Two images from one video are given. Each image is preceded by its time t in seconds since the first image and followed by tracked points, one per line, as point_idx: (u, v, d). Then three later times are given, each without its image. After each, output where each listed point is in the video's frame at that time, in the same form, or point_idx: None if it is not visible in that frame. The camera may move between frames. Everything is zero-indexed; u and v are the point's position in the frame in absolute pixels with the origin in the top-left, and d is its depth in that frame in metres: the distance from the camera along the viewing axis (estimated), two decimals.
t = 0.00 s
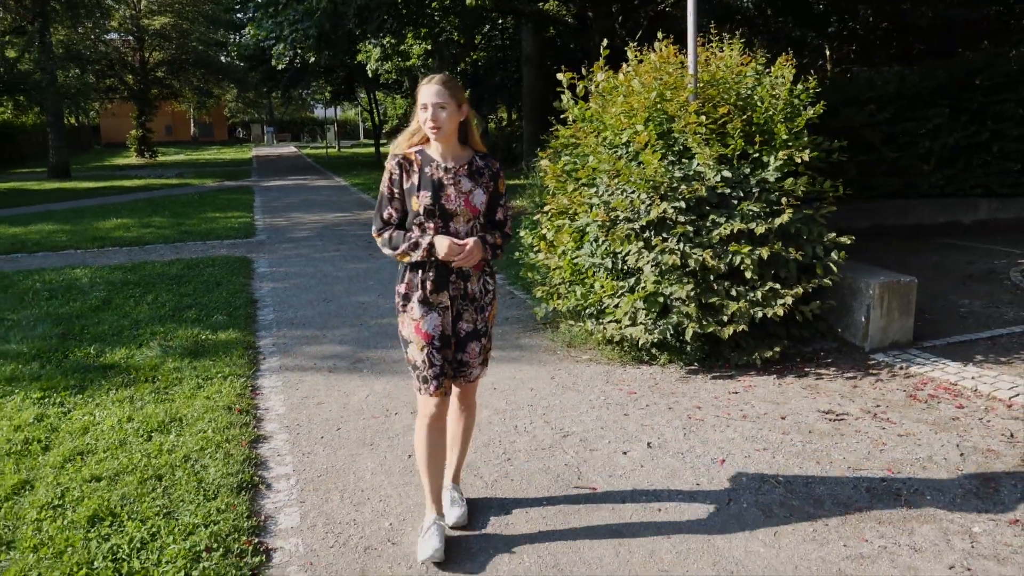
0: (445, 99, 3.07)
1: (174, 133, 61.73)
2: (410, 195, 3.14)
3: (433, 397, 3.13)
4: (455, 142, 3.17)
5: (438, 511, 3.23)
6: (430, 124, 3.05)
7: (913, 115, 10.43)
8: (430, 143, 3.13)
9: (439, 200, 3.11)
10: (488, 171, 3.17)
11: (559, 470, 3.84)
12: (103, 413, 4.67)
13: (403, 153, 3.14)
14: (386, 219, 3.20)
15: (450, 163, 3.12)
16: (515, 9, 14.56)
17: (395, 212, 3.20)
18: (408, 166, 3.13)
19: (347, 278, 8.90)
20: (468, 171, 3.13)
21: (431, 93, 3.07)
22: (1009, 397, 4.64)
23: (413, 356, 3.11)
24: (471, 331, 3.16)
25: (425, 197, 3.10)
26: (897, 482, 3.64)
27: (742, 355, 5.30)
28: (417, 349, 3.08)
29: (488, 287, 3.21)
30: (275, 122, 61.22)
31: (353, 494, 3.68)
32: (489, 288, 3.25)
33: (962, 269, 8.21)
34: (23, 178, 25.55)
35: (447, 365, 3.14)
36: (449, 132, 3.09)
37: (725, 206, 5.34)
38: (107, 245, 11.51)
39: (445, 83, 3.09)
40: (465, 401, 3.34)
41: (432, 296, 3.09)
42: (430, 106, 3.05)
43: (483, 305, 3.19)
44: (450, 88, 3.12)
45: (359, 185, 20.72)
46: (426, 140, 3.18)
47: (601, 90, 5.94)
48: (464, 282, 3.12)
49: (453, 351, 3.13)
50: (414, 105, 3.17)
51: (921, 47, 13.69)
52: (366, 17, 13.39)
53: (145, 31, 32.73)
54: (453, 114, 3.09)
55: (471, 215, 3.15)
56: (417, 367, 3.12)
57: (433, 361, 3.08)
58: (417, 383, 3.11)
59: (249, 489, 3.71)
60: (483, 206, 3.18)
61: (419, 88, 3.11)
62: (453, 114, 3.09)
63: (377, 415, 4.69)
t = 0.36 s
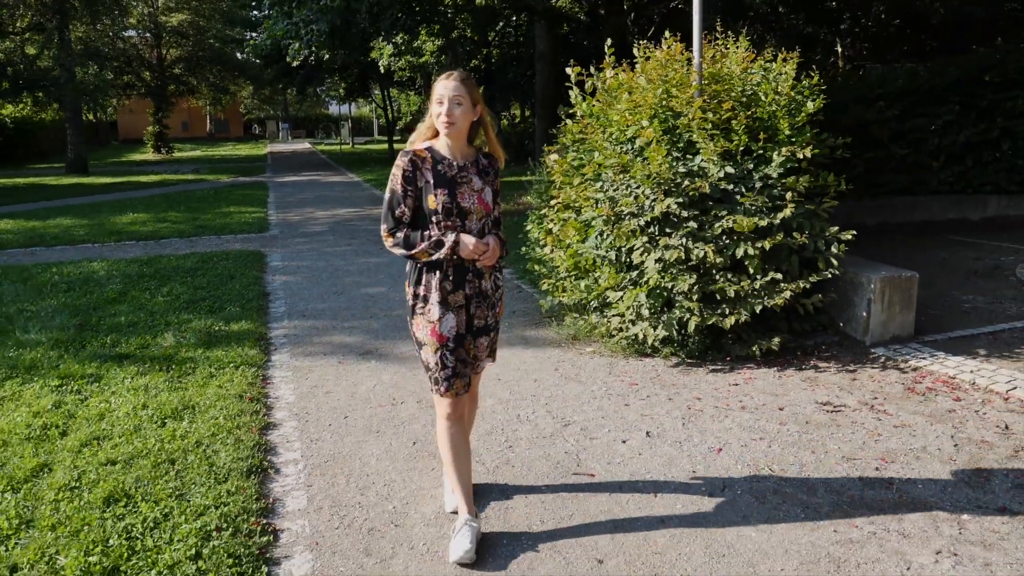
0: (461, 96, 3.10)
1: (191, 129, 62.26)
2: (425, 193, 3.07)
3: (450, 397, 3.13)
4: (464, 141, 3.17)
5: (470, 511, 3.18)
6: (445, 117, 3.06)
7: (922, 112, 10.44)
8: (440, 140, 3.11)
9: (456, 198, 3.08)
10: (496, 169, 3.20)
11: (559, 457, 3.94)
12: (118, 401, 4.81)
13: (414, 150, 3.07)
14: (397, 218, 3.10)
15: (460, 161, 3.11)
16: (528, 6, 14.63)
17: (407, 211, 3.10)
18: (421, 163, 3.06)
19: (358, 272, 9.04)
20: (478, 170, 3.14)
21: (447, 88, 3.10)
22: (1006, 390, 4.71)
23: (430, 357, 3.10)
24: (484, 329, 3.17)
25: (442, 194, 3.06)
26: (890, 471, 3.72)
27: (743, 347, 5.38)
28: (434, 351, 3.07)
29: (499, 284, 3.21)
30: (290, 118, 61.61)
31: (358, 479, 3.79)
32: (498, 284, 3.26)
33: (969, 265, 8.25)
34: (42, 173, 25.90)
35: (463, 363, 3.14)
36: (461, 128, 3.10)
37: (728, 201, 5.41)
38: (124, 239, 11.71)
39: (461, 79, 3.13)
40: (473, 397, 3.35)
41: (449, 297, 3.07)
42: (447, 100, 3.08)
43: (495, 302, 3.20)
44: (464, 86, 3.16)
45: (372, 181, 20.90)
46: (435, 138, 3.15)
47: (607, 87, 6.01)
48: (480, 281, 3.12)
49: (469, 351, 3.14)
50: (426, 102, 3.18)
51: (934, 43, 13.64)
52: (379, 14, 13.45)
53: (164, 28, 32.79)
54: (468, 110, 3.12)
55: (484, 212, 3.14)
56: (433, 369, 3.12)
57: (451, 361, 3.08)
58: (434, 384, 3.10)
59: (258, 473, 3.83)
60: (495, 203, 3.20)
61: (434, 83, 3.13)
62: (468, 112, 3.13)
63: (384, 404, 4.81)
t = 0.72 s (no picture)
0: (459, 91, 3.16)
1: (199, 125, 62.62)
2: (422, 192, 3.16)
3: (447, 391, 3.22)
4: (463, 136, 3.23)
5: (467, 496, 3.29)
6: (444, 114, 3.12)
7: (924, 109, 10.50)
8: (438, 136, 3.18)
9: (452, 196, 3.16)
10: (494, 163, 3.25)
11: (554, 444, 4.04)
12: (127, 389, 4.94)
13: (410, 149, 3.16)
14: (395, 218, 3.21)
15: (458, 157, 3.17)
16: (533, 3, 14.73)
17: (404, 211, 3.20)
18: (416, 162, 3.15)
19: (363, 266, 9.17)
20: (476, 165, 3.19)
21: (445, 84, 3.16)
22: (995, 382, 4.80)
23: (426, 353, 3.19)
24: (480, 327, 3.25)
25: (438, 193, 3.14)
26: (875, 459, 3.82)
27: (739, 340, 5.48)
28: (429, 347, 3.16)
29: (497, 282, 3.28)
30: (298, 114, 61.85)
31: (358, 464, 3.91)
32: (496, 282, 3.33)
33: (967, 261, 8.32)
34: (52, 169, 26.14)
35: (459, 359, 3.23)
36: (460, 124, 3.16)
37: (724, 196, 5.51)
38: (133, 234, 11.87)
39: (458, 74, 3.18)
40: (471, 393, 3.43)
41: (446, 294, 3.15)
42: (446, 97, 3.13)
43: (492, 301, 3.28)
44: (461, 80, 3.21)
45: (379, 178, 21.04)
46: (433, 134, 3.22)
47: (608, 83, 6.11)
48: (477, 279, 3.19)
49: (465, 348, 3.22)
50: (424, 98, 3.24)
51: (938, 41, 13.54)
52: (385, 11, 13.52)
53: (173, 24, 33.08)
54: (466, 105, 3.18)
55: (483, 209, 3.23)
56: (428, 364, 3.20)
57: (446, 357, 3.16)
58: (430, 378, 3.20)
59: (262, 457, 3.96)
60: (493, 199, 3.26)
61: (431, 80, 3.19)
62: (466, 106, 3.18)
63: (385, 393, 4.93)
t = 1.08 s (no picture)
0: (446, 91, 3.17)
1: (203, 121, 62.82)
2: (402, 192, 3.24)
3: (437, 385, 3.27)
4: (450, 134, 3.24)
5: (457, 480, 3.38)
6: (432, 112, 3.14)
7: (921, 106, 10.57)
8: (425, 135, 3.21)
9: (430, 196, 3.19)
10: (480, 161, 3.20)
11: (544, 432, 4.16)
12: (130, 379, 5.07)
13: (395, 149, 3.24)
14: (381, 216, 3.31)
15: (443, 156, 3.19)
16: None
17: (389, 210, 3.29)
18: (398, 162, 3.23)
19: (363, 261, 9.29)
20: (460, 164, 3.18)
21: (431, 84, 3.17)
22: (978, 374, 4.91)
23: (416, 347, 3.25)
24: (476, 326, 3.21)
25: (415, 194, 3.19)
26: (855, 447, 3.93)
27: (729, 332, 5.59)
28: (417, 342, 3.22)
29: (492, 281, 3.24)
30: (302, 110, 62.02)
31: (354, 450, 4.04)
32: (495, 281, 3.27)
33: (960, 257, 8.41)
34: (57, 164, 26.33)
35: (451, 355, 3.25)
36: (445, 122, 3.16)
37: (715, 192, 5.61)
38: (137, 229, 12.00)
39: (444, 74, 3.18)
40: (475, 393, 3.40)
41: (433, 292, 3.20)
42: (433, 98, 3.15)
43: (488, 300, 3.23)
44: (447, 79, 3.22)
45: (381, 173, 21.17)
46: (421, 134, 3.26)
47: (602, 80, 6.20)
48: (464, 278, 3.20)
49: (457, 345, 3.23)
50: (410, 98, 3.26)
51: (938, 38, 13.54)
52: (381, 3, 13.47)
53: (177, 20, 33.24)
54: (454, 104, 3.19)
55: (464, 208, 3.19)
56: (418, 359, 3.26)
57: (432, 352, 3.20)
58: (419, 371, 3.26)
59: (261, 444, 4.08)
60: (478, 198, 3.20)
61: (417, 80, 3.20)
62: (453, 105, 3.19)
63: (382, 383, 5.05)
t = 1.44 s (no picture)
0: (438, 90, 3.15)
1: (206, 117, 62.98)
2: (395, 191, 3.25)
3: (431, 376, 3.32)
4: (443, 133, 3.21)
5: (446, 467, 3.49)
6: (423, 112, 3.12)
7: (915, 103, 10.67)
8: (418, 134, 3.20)
9: (419, 196, 3.18)
10: (471, 161, 3.14)
11: (533, 421, 4.27)
12: (132, 370, 5.19)
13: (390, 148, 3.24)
14: (378, 213, 3.34)
15: (434, 156, 3.17)
16: None
17: (385, 207, 3.32)
18: (392, 162, 3.23)
19: (362, 256, 9.41)
20: (450, 164, 3.14)
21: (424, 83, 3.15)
22: (960, 366, 5.01)
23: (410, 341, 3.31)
24: (464, 328, 3.16)
25: (406, 193, 3.19)
26: (836, 436, 4.03)
27: (718, 325, 5.70)
28: (410, 337, 3.27)
29: (483, 283, 3.16)
30: (305, 106, 62.16)
31: (348, 438, 4.15)
32: (489, 283, 3.18)
33: (952, 252, 8.50)
34: (60, 160, 26.47)
35: (444, 350, 3.27)
36: (436, 122, 3.13)
37: (704, 187, 5.71)
38: (139, 224, 12.13)
39: (437, 72, 3.16)
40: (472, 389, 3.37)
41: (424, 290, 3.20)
42: (426, 97, 3.13)
43: (477, 302, 3.16)
44: (442, 77, 3.19)
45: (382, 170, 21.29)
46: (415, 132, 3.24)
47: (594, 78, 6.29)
48: (452, 279, 3.15)
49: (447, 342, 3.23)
50: (405, 96, 3.24)
51: (935, 36, 13.64)
52: None
53: (179, 17, 33.33)
54: (447, 104, 3.17)
55: (451, 209, 3.15)
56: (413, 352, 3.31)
57: (422, 348, 3.25)
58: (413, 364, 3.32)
59: (257, 432, 4.20)
60: (466, 199, 3.15)
61: (411, 78, 3.18)
62: (446, 104, 3.17)
63: (377, 375, 5.17)
